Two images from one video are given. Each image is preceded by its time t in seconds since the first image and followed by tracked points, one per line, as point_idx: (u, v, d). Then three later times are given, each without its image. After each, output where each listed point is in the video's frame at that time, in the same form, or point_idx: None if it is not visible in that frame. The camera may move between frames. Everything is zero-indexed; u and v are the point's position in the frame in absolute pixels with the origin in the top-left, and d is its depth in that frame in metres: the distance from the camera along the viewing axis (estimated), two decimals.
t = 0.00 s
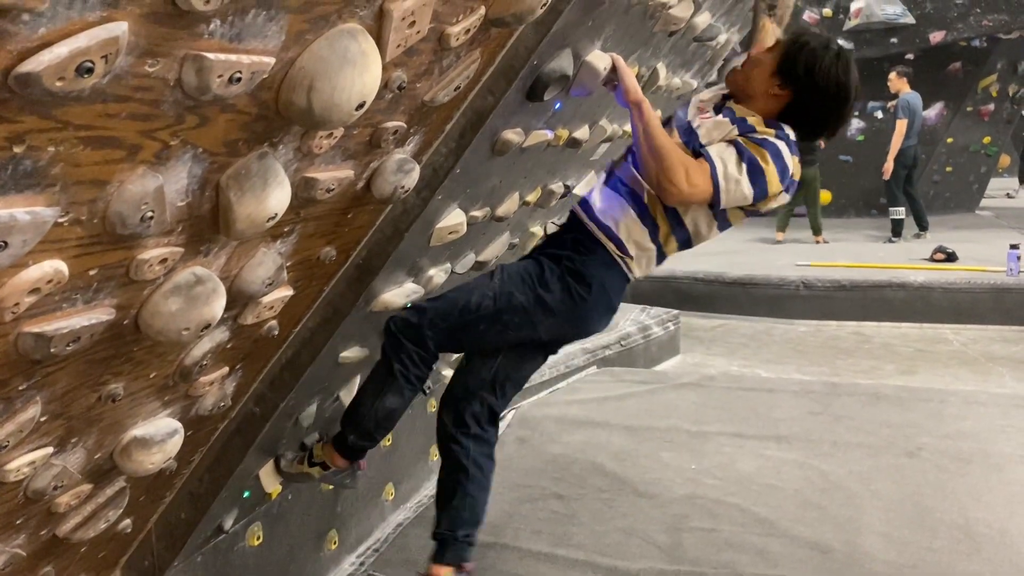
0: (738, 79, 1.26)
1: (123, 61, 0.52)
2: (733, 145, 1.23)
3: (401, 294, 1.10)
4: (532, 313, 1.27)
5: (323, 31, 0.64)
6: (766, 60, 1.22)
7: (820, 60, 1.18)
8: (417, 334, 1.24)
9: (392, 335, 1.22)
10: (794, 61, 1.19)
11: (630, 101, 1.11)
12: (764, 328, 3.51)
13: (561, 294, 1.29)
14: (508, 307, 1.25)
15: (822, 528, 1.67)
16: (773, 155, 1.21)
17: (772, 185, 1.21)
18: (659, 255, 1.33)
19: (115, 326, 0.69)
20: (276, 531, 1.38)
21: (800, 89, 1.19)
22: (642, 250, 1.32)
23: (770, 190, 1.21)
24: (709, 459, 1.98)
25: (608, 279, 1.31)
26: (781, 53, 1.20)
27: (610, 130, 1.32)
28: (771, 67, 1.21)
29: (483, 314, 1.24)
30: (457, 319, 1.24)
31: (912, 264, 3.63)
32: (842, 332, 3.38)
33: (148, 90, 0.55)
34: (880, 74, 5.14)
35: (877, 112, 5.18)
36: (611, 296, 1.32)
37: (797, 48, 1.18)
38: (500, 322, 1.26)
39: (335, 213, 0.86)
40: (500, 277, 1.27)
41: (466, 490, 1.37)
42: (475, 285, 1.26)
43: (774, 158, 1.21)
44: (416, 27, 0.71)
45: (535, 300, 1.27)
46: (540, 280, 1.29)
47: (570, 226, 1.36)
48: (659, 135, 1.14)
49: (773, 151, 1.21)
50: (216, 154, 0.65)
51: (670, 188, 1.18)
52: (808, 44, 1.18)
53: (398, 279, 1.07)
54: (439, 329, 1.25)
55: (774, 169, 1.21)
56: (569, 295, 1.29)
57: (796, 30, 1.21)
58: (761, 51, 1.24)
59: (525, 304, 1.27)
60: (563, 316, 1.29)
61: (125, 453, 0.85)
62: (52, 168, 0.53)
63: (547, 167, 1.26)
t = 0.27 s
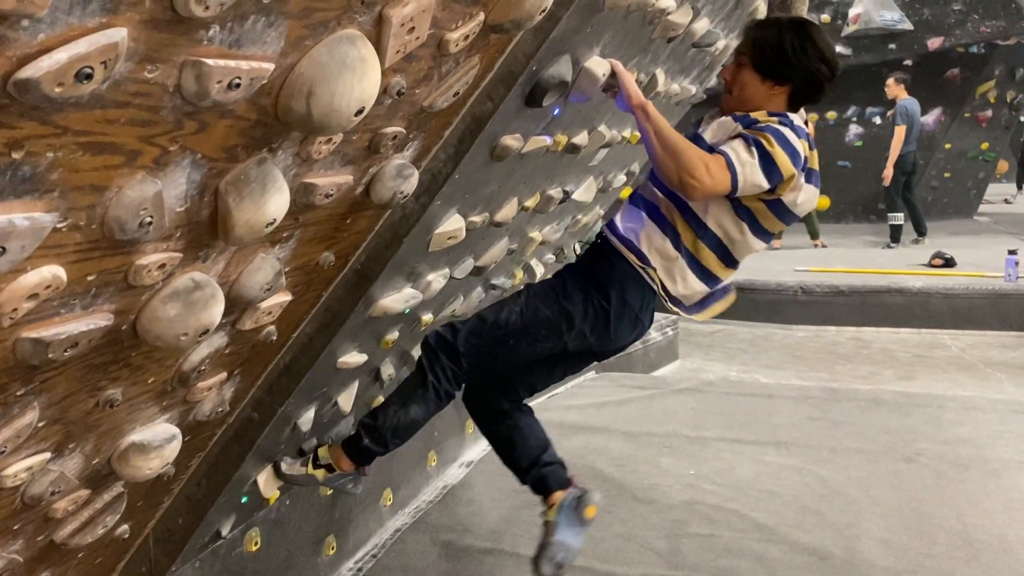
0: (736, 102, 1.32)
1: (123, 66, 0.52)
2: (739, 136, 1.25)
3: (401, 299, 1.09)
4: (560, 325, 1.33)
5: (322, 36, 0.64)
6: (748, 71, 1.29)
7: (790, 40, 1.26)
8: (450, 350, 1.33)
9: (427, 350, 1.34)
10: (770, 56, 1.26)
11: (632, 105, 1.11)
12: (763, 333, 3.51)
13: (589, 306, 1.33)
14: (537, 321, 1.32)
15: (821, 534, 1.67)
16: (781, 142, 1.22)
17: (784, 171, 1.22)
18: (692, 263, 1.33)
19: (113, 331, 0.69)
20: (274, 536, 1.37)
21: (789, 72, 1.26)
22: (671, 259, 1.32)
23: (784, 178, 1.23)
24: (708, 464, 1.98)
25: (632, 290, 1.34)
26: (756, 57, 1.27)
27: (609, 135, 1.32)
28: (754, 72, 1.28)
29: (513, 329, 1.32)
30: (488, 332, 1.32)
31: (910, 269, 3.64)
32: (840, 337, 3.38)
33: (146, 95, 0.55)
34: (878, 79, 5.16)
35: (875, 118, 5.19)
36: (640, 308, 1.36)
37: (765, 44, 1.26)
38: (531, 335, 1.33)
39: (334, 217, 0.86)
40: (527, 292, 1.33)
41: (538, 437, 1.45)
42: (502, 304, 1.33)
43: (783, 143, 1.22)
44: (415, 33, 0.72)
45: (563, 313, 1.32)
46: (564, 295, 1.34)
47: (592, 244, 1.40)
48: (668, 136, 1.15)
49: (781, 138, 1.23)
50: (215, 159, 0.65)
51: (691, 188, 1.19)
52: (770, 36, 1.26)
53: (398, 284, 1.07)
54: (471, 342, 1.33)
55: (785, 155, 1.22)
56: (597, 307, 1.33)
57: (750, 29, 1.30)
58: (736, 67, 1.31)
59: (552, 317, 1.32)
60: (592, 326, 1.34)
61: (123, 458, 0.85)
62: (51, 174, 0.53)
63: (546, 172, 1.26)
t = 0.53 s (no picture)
0: (733, 122, 1.33)
1: (123, 68, 0.52)
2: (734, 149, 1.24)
3: (400, 303, 1.09)
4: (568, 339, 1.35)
5: (322, 39, 0.64)
6: (741, 90, 1.29)
7: (778, 58, 1.26)
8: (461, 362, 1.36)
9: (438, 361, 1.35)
10: (761, 74, 1.26)
11: (631, 111, 1.12)
12: (762, 337, 3.52)
13: (594, 320, 1.35)
14: (547, 335, 1.34)
15: (820, 537, 1.67)
16: (778, 157, 1.22)
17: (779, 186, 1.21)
18: (691, 278, 1.32)
19: (112, 333, 0.69)
20: (272, 540, 1.37)
21: (782, 88, 1.26)
22: (669, 275, 1.31)
23: (778, 193, 1.21)
24: (707, 468, 1.98)
25: (637, 305, 1.36)
26: (747, 77, 1.27)
27: (608, 139, 1.32)
28: (747, 91, 1.28)
29: (523, 341, 1.34)
30: (497, 344, 1.34)
31: (909, 273, 3.64)
32: (840, 341, 3.38)
33: (147, 97, 0.55)
34: (877, 83, 5.17)
35: (874, 122, 5.20)
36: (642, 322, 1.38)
37: (755, 64, 1.26)
38: (541, 349, 1.34)
39: (334, 220, 0.86)
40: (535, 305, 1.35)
41: (547, 416, 1.55)
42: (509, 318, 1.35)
43: (779, 158, 1.22)
44: (415, 36, 0.72)
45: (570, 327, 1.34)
46: (571, 307, 1.35)
47: (596, 256, 1.41)
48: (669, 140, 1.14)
49: (778, 152, 1.22)
50: (215, 162, 0.65)
51: (695, 193, 1.16)
52: (758, 55, 1.26)
53: (397, 288, 1.06)
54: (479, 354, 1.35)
55: (780, 170, 1.22)
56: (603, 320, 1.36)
57: (737, 48, 1.29)
58: (728, 87, 1.31)
59: (559, 331, 1.34)
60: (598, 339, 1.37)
61: (121, 461, 0.85)
62: (50, 175, 0.53)
63: (546, 176, 1.26)
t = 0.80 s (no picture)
0: (732, 134, 1.33)
1: (123, 69, 0.52)
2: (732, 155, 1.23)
3: (400, 304, 1.09)
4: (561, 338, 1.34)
5: (323, 40, 0.64)
6: (738, 103, 1.29)
7: (775, 70, 1.25)
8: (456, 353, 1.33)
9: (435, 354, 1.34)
10: (759, 87, 1.25)
11: (633, 110, 1.11)
12: (762, 339, 3.52)
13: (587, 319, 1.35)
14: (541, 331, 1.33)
15: (820, 540, 1.67)
16: (777, 165, 1.21)
17: (775, 198, 1.21)
18: (680, 280, 1.31)
19: (112, 335, 0.69)
20: (271, 542, 1.37)
21: (780, 99, 1.25)
22: (660, 276, 1.30)
23: (773, 201, 1.20)
24: (707, 470, 1.98)
25: (629, 305, 1.35)
26: (745, 91, 1.27)
27: (609, 141, 1.32)
28: (745, 104, 1.28)
29: (518, 335, 1.33)
30: (493, 336, 1.33)
31: (908, 276, 3.64)
32: (839, 343, 3.38)
33: (147, 98, 0.55)
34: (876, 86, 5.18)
35: (873, 125, 5.18)
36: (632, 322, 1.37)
37: (752, 77, 1.25)
38: (534, 344, 1.34)
39: (334, 222, 0.86)
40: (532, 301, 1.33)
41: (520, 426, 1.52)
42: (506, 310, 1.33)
43: (778, 166, 1.21)
44: (416, 37, 0.71)
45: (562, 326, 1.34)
46: (566, 304, 1.34)
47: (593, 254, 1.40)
48: (675, 137, 1.13)
49: (777, 162, 1.22)
50: (215, 164, 0.65)
51: (704, 189, 1.15)
52: (755, 68, 1.25)
53: (397, 289, 1.06)
54: (475, 346, 1.33)
55: (777, 180, 1.21)
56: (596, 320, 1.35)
57: (732, 61, 1.28)
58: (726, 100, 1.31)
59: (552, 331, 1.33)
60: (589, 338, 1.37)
61: (120, 463, 0.85)
62: (50, 177, 0.53)
63: (546, 177, 1.25)
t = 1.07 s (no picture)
0: (735, 150, 1.33)
1: (123, 71, 0.52)
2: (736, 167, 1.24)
3: (399, 306, 1.08)
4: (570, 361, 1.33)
5: (323, 41, 0.64)
6: (745, 122, 1.29)
7: (786, 93, 1.25)
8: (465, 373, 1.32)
9: (444, 372, 1.32)
10: (768, 109, 1.26)
11: (636, 114, 1.11)
12: (761, 341, 3.52)
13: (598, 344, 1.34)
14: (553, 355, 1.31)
15: (820, 543, 1.67)
16: (778, 180, 1.22)
17: (776, 212, 1.21)
18: (692, 301, 1.31)
19: (111, 336, 0.69)
20: (271, 544, 1.36)
21: (787, 122, 1.27)
22: (673, 298, 1.30)
23: (774, 215, 1.21)
24: (706, 473, 1.98)
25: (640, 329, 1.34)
26: (754, 111, 1.27)
27: (608, 143, 1.32)
28: (752, 123, 1.28)
29: (529, 358, 1.31)
30: (501, 360, 1.30)
31: (908, 278, 3.64)
32: (839, 346, 3.38)
33: (147, 99, 0.55)
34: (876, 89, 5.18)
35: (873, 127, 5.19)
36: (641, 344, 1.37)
37: (763, 98, 1.25)
38: (544, 367, 1.32)
39: (333, 224, 0.86)
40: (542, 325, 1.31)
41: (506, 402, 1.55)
42: (515, 333, 1.30)
43: (779, 180, 1.22)
44: (416, 40, 0.72)
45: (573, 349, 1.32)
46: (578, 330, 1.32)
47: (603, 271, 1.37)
48: (678, 140, 1.13)
49: (779, 177, 1.22)
50: (215, 165, 0.65)
51: (707, 194, 1.14)
52: (766, 88, 1.25)
53: (396, 292, 1.06)
54: (484, 364, 1.31)
55: (778, 195, 1.21)
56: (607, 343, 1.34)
57: (743, 78, 1.28)
58: (732, 117, 1.31)
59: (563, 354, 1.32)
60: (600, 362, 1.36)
61: (119, 465, 0.84)
62: (50, 178, 0.53)
63: (545, 180, 1.25)
